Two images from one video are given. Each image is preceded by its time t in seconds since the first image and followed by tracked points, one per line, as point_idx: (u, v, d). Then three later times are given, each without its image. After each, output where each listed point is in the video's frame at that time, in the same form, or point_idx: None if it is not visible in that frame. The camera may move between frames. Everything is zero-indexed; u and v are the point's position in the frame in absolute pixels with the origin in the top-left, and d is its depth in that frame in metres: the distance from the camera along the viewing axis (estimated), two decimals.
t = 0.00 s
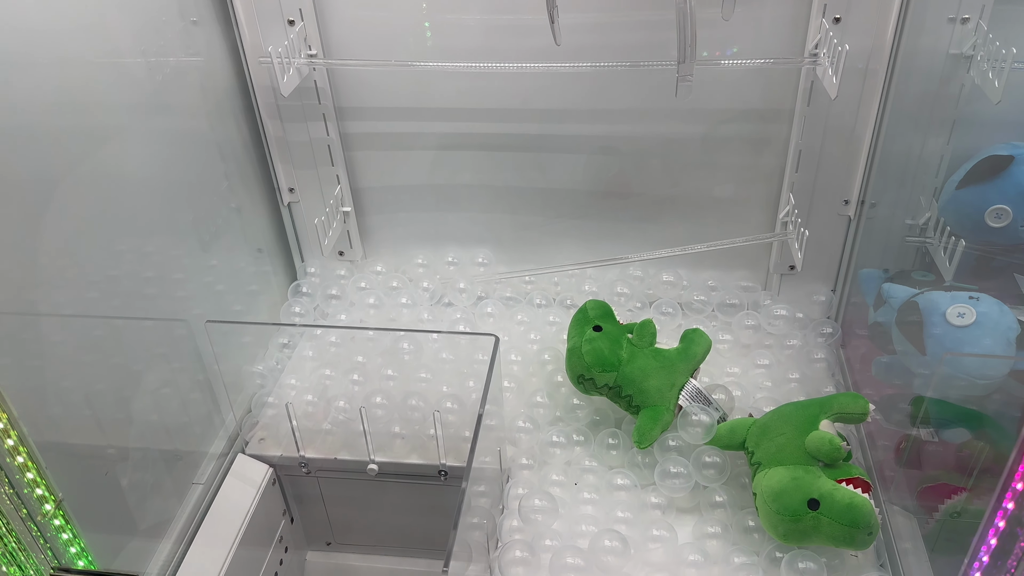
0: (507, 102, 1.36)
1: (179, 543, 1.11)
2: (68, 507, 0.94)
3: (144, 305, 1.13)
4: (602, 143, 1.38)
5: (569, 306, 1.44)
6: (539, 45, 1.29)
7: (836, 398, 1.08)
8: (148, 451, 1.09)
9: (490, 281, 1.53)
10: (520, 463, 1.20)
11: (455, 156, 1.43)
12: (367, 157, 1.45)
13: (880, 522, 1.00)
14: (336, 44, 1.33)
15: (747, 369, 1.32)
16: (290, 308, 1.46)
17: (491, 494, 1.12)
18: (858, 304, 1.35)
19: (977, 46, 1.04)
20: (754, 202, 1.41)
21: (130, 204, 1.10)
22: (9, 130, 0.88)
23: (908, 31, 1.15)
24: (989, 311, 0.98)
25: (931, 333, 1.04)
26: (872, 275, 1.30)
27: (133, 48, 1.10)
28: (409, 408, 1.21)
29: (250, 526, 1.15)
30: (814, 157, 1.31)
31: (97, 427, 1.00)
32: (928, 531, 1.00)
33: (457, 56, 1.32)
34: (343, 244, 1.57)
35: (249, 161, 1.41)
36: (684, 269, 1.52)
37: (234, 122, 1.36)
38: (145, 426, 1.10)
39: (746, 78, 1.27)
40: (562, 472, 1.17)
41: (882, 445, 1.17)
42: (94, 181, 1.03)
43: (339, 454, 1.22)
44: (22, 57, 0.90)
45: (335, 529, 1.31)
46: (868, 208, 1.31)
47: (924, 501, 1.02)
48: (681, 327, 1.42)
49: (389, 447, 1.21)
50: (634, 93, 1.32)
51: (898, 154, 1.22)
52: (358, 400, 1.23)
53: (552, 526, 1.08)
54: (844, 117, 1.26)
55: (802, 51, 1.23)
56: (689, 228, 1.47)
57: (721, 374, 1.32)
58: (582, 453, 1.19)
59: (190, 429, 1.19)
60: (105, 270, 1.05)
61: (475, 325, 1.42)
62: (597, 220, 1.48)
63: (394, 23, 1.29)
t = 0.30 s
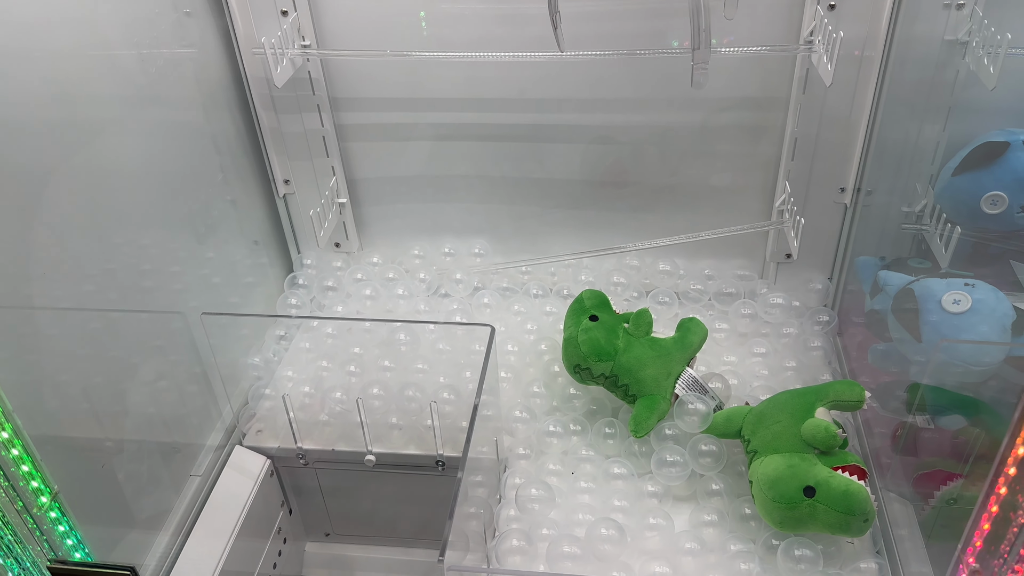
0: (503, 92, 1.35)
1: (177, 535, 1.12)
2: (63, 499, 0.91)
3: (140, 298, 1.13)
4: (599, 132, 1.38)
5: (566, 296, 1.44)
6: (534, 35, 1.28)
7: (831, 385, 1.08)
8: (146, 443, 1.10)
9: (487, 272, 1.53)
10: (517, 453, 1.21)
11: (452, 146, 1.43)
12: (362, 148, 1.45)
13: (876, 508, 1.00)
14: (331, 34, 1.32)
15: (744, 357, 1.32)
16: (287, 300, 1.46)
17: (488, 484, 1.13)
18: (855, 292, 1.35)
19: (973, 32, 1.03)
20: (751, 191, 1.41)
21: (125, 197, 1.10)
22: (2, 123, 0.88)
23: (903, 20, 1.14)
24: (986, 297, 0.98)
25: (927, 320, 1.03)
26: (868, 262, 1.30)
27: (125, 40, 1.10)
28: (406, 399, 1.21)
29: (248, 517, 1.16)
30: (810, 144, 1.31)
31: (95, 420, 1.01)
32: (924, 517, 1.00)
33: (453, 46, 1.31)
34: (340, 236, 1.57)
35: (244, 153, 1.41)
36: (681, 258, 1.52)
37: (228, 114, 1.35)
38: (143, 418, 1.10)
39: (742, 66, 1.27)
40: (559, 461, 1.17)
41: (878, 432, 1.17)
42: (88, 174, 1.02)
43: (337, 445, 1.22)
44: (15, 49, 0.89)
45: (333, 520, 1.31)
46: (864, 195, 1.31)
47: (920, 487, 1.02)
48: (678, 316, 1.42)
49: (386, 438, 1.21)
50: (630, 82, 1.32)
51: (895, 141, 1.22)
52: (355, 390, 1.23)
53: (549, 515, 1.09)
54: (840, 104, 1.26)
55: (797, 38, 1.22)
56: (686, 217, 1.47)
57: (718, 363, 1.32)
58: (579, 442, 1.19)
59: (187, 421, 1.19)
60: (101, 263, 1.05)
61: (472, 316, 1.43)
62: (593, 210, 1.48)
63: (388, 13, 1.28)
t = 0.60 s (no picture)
0: (493, 83, 1.35)
1: (169, 530, 1.11)
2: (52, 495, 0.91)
3: (131, 293, 1.12)
4: (589, 123, 1.37)
5: (558, 288, 1.44)
6: (523, 25, 1.27)
7: (823, 374, 1.09)
8: (138, 438, 1.10)
9: (479, 264, 1.53)
10: (509, 445, 1.21)
11: (442, 138, 1.42)
12: (353, 140, 1.44)
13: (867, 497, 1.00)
14: (319, 26, 1.31)
15: (736, 347, 1.32)
16: (278, 294, 1.45)
17: (481, 476, 1.13)
18: (846, 281, 1.35)
19: (962, 19, 1.03)
20: (742, 180, 1.41)
21: (113, 191, 1.09)
22: None
23: (892, 6, 1.14)
24: (976, 286, 0.97)
25: (918, 309, 1.04)
26: (859, 251, 1.30)
27: (112, 34, 1.09)
28: (397, 392, 1.21)
29: (241, 511, 1.16)
30: (801, 133, 1.31)
31: (86, 415, 1.00)
32: (916, 504, 0.99)
33: (442, 37, 1.30)
34: (331, 230, 1.56)
35: (233, 146, 1.40)
36: (673, 248, 1.52)
37: (217, 107, 1.34)
38: (134, 413, 1.10)
39: (732, 55, 1.27)
40: (551, 453, 1.17)
41: (870, 421, 1.17)
42: (75, 169, 1.02)
43: (330, 438, 1.22)
44: None
45: (327, 514, 1.31)
46: (855, 183, 1.31)
47: (911, 476, 1.01)
48: (670, 307, 1.42)
49: (379, 431, 1.21)
50: (620, 72, 1.31)
51: (884, 129, 1.22)
52: (347, 384, 1.23)
53: (541, 506, 1.09)
54: (830, 93, 1.26)
55: (787, 26, 1.22)
56: (678, 207, 1.46)
57: (710, 353, 1.33)
58: (571, 433, 1.19)
59: (179, 416, 1.19)
60: (90, 259, 1.04)
61: (463, 308, 1.42)
62: (585, 201, 1.47)
63: (376, 5, 1.27)
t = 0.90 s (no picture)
0: (483, 74, 1.34)
1: (163, 523, 1.11)
2: (43, 489, 0.91)
3: (121, 288, 1.12)
4: (580, 114, 1.37)
5: (550, 279, 1.44)
6: (513, 16, 1.27)
7: (813, 362, 1.09)
8: (131, 433, 1.10)
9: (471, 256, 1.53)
10: (502, 435, 1.21)
11: (433, 130, 1.42)
12: (343, 133, 1.44)
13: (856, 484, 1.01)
14: (307, 18, 1.31)
15: (727, 336, 1.33)
16: (269, 287, 1.45)
17: (473, 467, 1.13)
18: (836, 269, 1.35)
19: (949, 7, 1.04)
20: (733, 170, 1.41)
21: (101, 185, 1.09)
22: None
23: None
24: (964, 272, 0.98)
25: (907, 297, 1.04)
26: (848, 240, 1.30)
27: (99, 27, 1.08)
28: (390, 384, 1.21)
29: (234, 505, 1.16)
30: (791, 122, 1.31)
31: (78, 410, 1.00)
32: (905, 490, 1.00)
33: (431, 28, 1.30)
34: (321, 222, 1.56)
35: (223, 140, 1.40)
36: (664, 239, 1.52)
37: (206, 101, 1.34)
38: (127, 408, 1.10)
39: (722, 44, 1.27)
40: (544, 443, 1.18)
41: (860, 408, 1.18)
42: (63, 164, 1.02)
43: (323, 431, 1.22)
44: None
45: (321, 506, 1.31)
46: (844, 172, 1.31)
47: (900, 462, 1.02)
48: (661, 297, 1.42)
49: (372, 423, 1.21)
50: (610, 62, 1.31)
51: (873, 118, 1.22)
52: (339, 377, 1.23)
53: (534, 496, 1.10)
54: (819, 81, 1.26)
55: (776, 16, 1.22)
56: (669, 198, 1.47)
57: (701, 343, 1.33)
58: (563, 423, 1.20)
59: (171, 410, 1.19)
60: (79, 253, 1.04)
61: (455, 300, 1.43)
62: (576, 192, 1.48)
63: None
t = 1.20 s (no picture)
0: (472, 58, 1.33)
1: (152, 512, 1.11)
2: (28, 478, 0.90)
3: (107, 277, 1.11)
4: (570, 98, 1.36)
5: (540, 265, 1.44)
6: None
7: (802, 345, 1.10)
8: (118, 423, 1.09)
9: (460, 242, 1.52)
10: (491, 421, 1.22)
11: (422, 116, 1.41)
12: (330, 118, 1.42)
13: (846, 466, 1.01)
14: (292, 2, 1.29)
15: (717, 321, 1.33)
16: (257, 275, 1.44)
17: (463, 452, 1.13)
18: (826, 252, 1.35)
19: None
20: (723, 153, 1.40)
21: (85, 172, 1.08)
22: None
23: None
24: (954, 255, 0.96)
25: (896, 279, 1.03)
26: (839, 223, 1.30)
27: (79, 11, 1.07)
28: (379, 370, 1.21)
29: (224, 493, 1.16)
30: (780, 104, 1.30)
31: (65, 398, 1.00)
32: (894, 472, 1.00)
33: (418, 12, 1.29)
34: (309, 210, 1.55)
35: (209, 127, 1.38)
36: (654, 223, 1.51)
37: (192, 87, 1.32)
38: (114, 398, 1.09)
39: (711, 26, 1.26)
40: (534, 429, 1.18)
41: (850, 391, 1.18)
42: (45, 151, 1.00)
43: (312, 418, 1.22)
44: None
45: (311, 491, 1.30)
46: (834, 154, 1.31)
47: (889, 444, 1.02)
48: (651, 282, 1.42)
49: (361, 410, 1.21)
50: (600, 45, 1.30)
51: (862, 99, 1.22)
52: (328, 364, 1.23)
53: (524, 481, 1.10)
54: (808, 63, 1.25)
55: None
56: (659, 182, 1.46)
57: (691, 327, 1.33)
58: (553, 409, 1.20)
59: (159, 400, 1.18)
60: (64, 241, 1.03)
61: (445, 287, 1.42)
62: (566, 177, 1.47)
63: None
